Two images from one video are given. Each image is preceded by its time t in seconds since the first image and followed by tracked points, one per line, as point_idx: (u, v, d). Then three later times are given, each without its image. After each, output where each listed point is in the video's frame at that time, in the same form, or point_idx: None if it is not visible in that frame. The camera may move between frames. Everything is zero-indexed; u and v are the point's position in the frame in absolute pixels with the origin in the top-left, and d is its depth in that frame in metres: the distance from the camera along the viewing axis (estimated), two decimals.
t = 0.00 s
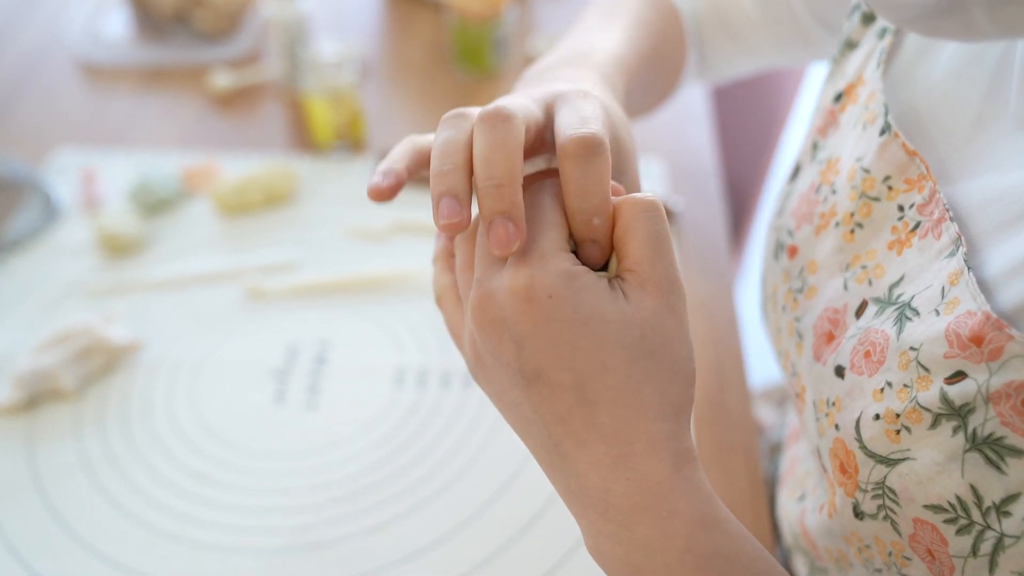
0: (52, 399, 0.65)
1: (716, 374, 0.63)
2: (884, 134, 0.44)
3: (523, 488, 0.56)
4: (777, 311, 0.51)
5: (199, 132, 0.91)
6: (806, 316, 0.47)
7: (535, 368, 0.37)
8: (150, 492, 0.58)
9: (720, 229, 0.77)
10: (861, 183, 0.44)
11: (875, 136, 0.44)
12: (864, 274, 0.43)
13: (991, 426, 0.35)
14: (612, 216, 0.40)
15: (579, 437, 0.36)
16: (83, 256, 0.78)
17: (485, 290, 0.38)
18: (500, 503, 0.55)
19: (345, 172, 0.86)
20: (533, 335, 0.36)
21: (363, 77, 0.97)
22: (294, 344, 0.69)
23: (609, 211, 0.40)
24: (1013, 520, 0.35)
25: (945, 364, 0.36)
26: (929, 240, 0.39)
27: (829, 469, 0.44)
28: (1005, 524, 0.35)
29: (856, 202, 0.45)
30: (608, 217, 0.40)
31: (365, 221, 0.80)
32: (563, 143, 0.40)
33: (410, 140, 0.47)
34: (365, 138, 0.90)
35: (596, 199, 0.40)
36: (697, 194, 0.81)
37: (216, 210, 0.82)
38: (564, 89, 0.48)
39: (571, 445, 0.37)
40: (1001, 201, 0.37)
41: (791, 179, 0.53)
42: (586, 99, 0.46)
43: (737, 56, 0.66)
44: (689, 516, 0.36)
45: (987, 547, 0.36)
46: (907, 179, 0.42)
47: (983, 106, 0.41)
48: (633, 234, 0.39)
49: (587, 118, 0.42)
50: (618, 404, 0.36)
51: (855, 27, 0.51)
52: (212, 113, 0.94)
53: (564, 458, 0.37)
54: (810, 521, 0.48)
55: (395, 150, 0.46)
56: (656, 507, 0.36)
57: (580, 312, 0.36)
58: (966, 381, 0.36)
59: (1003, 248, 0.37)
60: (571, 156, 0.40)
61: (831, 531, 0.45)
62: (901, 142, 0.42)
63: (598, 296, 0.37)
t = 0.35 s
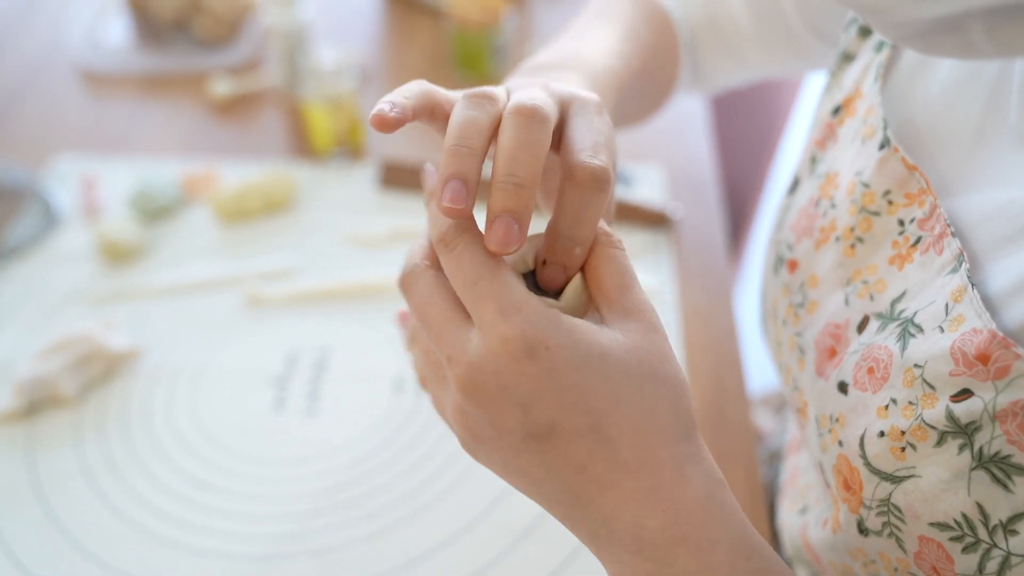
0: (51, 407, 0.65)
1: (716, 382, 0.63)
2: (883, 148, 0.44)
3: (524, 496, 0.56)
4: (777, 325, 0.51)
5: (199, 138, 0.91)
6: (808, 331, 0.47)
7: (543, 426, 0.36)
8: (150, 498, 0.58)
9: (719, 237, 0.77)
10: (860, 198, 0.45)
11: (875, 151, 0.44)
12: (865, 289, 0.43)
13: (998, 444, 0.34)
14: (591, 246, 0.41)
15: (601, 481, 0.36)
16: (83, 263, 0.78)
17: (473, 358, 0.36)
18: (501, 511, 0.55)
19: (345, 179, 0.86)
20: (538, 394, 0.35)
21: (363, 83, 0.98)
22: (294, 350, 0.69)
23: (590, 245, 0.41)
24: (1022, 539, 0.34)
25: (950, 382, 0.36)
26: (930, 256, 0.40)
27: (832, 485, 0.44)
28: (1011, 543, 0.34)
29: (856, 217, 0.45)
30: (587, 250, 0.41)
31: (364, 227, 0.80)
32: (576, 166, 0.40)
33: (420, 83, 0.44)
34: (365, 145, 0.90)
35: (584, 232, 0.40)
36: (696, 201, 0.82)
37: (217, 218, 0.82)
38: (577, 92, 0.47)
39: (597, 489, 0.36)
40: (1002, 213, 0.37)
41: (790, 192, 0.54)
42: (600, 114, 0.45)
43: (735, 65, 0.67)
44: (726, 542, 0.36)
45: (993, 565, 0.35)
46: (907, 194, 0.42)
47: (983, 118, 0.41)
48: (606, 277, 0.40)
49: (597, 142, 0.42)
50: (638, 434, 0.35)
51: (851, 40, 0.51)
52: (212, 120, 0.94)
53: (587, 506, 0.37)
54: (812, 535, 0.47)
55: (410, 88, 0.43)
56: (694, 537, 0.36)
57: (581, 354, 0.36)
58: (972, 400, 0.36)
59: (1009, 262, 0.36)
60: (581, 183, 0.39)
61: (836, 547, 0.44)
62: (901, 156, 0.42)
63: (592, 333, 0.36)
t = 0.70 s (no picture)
0: (51, 409, 0.65)
1: (715, 385, 0.63)
2: (886, 153, 0.44)
3: (524, 497, 0.56)
4: (778, 330, 0.51)
5: (199, 140, 0.91)
6: (809, 335, 0.47)
7: (558, 414, 0.36)
8: (149, 499, 0.58)
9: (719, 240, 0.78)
10: (863, 203, 0.45)
11: (878, 156, 0.44)
12: (867, 294, 0.43)
13: (998, 447, 0.35)
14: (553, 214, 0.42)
15: (616, 467, 0.36)
16: (83, 265, 0.78)
17: (491, 351, 0.37)
18: (502, 512, 0.55)
19: (345, 180, 0.86)
20: (552, 382, 0.36)
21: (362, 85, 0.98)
22: (294, 352, 0.69)
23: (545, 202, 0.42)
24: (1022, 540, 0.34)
25: (950, 385, 0.36)
26: (932, 260, 0.40)
27: (833, 489, 0.44)
28: (1011, 544, 0.35)
29: (858, 221, 0.45)
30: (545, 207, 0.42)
31: (364, 229, 0.80)
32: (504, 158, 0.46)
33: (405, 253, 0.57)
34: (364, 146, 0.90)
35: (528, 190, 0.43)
36: (694, 202, 0.82)
37: (217, 219, 0.82)
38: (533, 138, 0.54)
39: (609, 475, 0.37)
40: (1002, 217, 0.37)
41: (790, 198, 0.54)
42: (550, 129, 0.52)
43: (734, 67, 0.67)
44: (733, 524, 0.36)
45: (993, 565, 0.35)
46: (910, 199, 0.42)
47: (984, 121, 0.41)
48: (594, 269, 0.39)
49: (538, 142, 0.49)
50: (648, 424, 0.36)
51: (854, 46, 0.52)
52: (211, 122, 0.94)
53: (602, 490, 0.37)
54: (813, 540, 0.47)
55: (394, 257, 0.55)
56: (701, 521, 0.36)
57: (591, 347, 0.36)
58: (972, 403, 0.36)
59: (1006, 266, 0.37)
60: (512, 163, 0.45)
61: (836, 551, 0.44)
62: (904, 162, 0.42)
63: (603, 325, 0.36)
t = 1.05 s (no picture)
0: (53, 408, 0.65)
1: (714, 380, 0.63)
2: (887, 141, 0.44)
3: (523, 496, 0.56)
4: (779, 317, 0.51)
5: (201, 141, 0.92)
6: (807, 320, 0.47)
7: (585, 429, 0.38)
8: (149, 497, 0.58)
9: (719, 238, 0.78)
10: (864, 190, 0.45)
11: (879, 144, 0.45)
12: (863, 277, 0.43)
13: (984, 422, 0.35)
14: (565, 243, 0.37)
15: (645, 478, 0.37)
16: (86, 265, 0.78)
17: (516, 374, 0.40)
18: (501, 511, 0.56)
19: (348, 181, 0.87)
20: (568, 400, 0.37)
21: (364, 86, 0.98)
22: (296, 353, 0.69)
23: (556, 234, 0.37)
24: (1006, 515, 0.35)
25: (940, 361, 0.37)
26: (926, 244, 0.40)
27: (827, 469, 0.44)
28: (996, 519, 0.35)
29: (858, 208, 0.45)
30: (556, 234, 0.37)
31: (367, 229, 0.80)
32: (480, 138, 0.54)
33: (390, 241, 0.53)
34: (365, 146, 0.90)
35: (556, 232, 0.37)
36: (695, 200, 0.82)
37: (219, 220, 0.82)
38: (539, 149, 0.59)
39: (642, 486, 0.37)
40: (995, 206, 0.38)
41: (794, 188, 0.54)
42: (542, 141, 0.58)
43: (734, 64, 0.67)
44: (766, 543, 0.37)
45: (979, 541, 0.36)
46: (908, 185, 0.42)
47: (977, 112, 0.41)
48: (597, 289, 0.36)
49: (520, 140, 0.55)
50: (665, 436, 0.36)
51: (856, 41, 0.52)
52: (213, 122, 0.94)
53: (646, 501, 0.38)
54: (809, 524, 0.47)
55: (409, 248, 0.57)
56: (733, 537, 0.36)
57: (594, 364, 0.36)
58: (960, 378, 0.36)
59: (994, 251, 0.37)
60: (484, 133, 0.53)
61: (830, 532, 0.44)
62: (903, 148, 0.43)
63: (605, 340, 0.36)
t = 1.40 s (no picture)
0: (57, 407, 0.65)
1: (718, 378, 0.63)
2: (905, 139, 0.44)
3: (528, 495, 0.56)
4: (791, 310, 0.52)
5: (204, 140, 0.92)
6: (820, 313, 0.47)
7: (638, 427, 0.38)
8: (152, 496, 0.58)
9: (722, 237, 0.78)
10: (881, 186, 0.45)
11: (896, 142, 0.45)
12: (877, 273, 0.43)
13: (996, 416, 0.35)
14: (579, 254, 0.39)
15: (696, 453, 0.39)
16: (89, 265, 0.78)
17: (564, 384, 0.38)
18: (506, 510, 0.56)
19: (350, 180, 0.87)
20: (628, 407, 0.38)
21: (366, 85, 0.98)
22: (300, 352, 0.69)
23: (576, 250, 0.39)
24: (1019, 506, 0.35)
25: (953, 355, 0.37)
26: (941, 240, 0.40)
27: (839, 461, 0.44)
28: (1010, 510, 0.35)
29: (874, 204, 0.45)
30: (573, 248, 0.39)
31: (370, 229, 0.80)
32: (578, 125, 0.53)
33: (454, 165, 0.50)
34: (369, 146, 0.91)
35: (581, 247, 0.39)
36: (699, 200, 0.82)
37: (223, 219, 0.82)
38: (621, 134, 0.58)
39: (689, 461, 0.39)
40: (1005, 203, 0.38)
41: (809, 184, 0.54)
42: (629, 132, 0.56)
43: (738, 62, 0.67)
44: (797, 486, 0.40)
45: (993, 532, 0.36)
46: (925, 182, 0.42)
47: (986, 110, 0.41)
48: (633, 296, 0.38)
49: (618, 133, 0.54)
50: (719, 420, 0.38)
51: (872, 38, 0.52)
52: (216, 122, 0.95)
53: (681, 468, 0.41)
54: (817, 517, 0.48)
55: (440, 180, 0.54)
56: (768, 486, 0.40)
57: (664, 369, 0.36)
58: (972, 372, 0.36)
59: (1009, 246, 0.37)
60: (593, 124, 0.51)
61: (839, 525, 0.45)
62: (922, 146, 0.43)
63: (665, 341, 0.37)
